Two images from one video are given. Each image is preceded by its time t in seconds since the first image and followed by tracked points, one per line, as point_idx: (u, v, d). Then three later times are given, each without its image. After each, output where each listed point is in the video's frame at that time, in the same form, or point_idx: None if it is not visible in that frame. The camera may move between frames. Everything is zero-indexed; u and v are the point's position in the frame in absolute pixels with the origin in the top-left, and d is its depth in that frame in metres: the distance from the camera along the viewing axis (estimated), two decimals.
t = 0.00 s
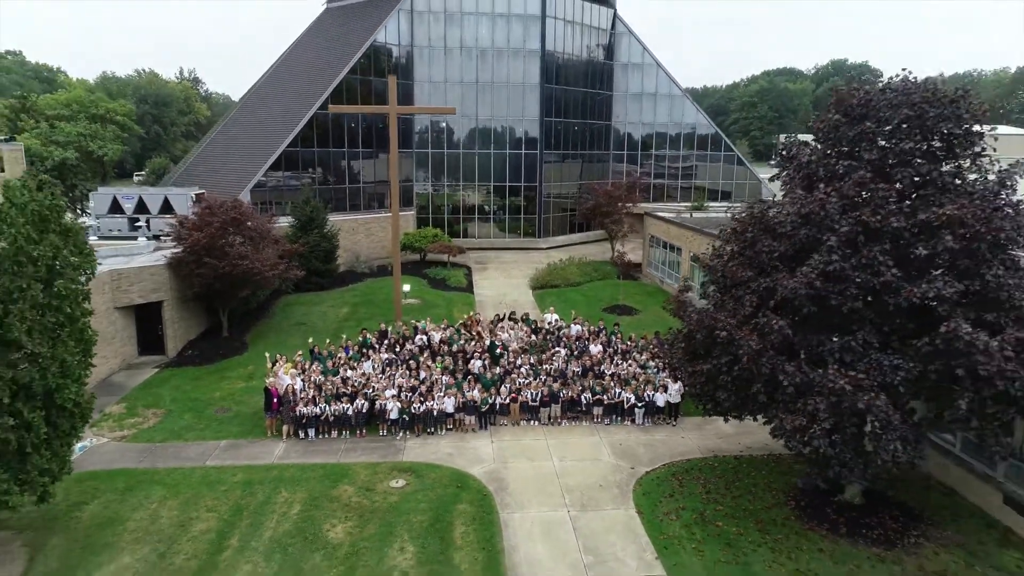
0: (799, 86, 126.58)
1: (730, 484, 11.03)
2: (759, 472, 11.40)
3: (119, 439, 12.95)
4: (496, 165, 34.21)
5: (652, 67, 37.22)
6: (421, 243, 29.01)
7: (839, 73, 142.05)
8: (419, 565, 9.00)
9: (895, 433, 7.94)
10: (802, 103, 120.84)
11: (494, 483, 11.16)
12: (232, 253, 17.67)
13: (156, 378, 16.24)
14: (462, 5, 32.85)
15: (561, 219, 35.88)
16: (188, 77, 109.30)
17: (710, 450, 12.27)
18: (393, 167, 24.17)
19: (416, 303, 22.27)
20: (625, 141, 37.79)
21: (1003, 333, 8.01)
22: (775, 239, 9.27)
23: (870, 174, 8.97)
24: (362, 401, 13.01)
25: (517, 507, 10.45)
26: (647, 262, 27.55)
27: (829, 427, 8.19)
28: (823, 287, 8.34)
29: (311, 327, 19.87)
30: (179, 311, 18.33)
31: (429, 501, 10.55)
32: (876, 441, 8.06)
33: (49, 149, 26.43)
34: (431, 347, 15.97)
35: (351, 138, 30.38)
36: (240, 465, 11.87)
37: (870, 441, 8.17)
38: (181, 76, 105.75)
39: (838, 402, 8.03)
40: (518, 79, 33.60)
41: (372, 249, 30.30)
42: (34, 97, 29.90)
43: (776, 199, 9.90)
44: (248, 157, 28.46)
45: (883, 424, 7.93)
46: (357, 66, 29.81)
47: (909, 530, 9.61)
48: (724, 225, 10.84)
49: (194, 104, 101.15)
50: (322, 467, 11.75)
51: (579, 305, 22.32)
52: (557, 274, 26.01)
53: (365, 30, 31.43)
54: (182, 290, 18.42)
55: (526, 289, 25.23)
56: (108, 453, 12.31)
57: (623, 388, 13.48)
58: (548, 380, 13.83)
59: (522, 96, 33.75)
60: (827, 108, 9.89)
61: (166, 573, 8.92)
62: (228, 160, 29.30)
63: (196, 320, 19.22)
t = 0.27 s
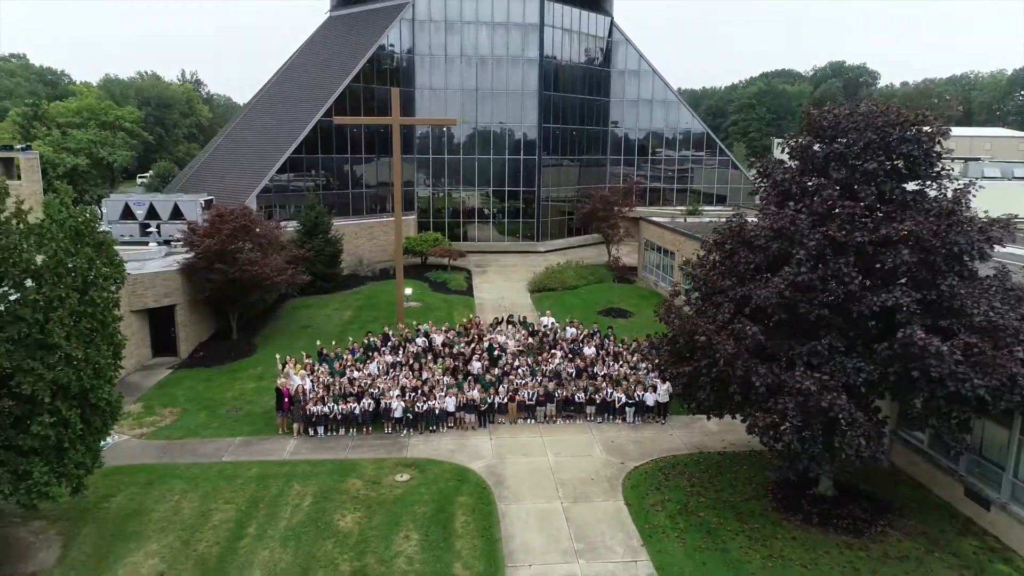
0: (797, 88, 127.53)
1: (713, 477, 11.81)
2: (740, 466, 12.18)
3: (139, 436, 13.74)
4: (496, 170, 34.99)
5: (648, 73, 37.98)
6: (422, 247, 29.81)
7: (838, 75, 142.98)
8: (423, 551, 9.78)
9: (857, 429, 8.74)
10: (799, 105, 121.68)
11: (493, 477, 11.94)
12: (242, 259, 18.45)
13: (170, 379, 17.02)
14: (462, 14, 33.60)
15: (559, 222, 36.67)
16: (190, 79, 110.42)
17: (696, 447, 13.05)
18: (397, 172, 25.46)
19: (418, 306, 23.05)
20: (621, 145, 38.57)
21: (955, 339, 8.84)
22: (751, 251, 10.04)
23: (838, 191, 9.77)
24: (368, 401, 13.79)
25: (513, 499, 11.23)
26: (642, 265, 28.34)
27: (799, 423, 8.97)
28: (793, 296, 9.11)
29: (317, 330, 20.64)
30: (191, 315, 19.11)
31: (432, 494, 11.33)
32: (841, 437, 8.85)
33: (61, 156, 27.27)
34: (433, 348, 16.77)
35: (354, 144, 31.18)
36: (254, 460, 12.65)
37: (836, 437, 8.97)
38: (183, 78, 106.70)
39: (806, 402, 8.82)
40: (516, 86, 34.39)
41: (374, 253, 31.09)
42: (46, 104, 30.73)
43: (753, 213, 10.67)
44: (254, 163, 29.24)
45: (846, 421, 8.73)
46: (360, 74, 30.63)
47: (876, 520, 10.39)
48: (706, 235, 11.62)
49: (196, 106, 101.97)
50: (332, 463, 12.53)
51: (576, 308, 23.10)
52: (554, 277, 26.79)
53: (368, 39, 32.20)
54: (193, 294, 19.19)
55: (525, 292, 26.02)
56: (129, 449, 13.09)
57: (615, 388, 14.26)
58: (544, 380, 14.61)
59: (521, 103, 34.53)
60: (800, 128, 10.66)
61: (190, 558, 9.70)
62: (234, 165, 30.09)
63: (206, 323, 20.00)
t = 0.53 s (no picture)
0: (795, 90, 128.36)
1: (699, 473, 12.53)
2: (725, 462, 12.89)
3: (155, 434, 14.45)
4: (495, 174, 35.71)
5: (645, 79, 38.73)
6: (423, 251, 30.54)
7: (835, 76, 143.84)
8: (427, 541, 10.48)
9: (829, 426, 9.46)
10: (797, 107, 122.51)
11: (492, 473, 12.66)
12: (251, 265, 19.15)
13: (182, 380, 17.72)
14: (462, 22, 34.29)
15: (557, 226, 37.40)
16: (191, 81, 111.32)
17: (684, 444, 13.77)
18: (399, 177, 26.35)
19: (419, 309, 23.78)
20: (618, 150, 39.28)
21: (919, 343, 9.57)
22: (733, 260, 10.76)
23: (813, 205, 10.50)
24: (373, 400, 14.50)
25: (511, 492, 11.94)
26: (637, 268, 29.08)
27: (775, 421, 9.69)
28: (770, 304, 9.83)
29: (322, 332, 21.35)
30: (200, 317, 19.81)
31: (435, 488, 12.04)
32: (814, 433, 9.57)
33: (71, 163, 27.97)
34: (434, 350, 17.48)
35: (357, 149, 31.87)
36: (266, 457, 13.36)
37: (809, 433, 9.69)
38: (184, 80, 107.71)
39: (781, 401, 9.53)
40: (515, 93, 35.11)
41: (376, 256, 31.82)
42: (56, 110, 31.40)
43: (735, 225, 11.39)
44: (259, 169, 29.91)
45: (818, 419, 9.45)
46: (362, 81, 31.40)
47: (851, 512, 11.11)
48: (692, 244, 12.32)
49: (198, 108, 102.76)
50: (339, 459, 13.24)
51: (573, 310, 23.83)
52: (552, 280, 27.52)
53: (369, 47, 32.90)
54: (203, 298, 19.90)
55: (523, 295, 26.76)
56: (147, 446, 13.81)
57: (608, 388, 14.96)
58: (541, 381, 15.33)
59: (520, 109, 35.27)
60: (779, 145, 11.39)
61: (209, 547, 10.40)
62: (239, 171, 30.78)
63: (215, 325, 20.70)
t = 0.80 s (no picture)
0: (793, 91, 129.20)
1: (685, 467, 13.36)
2: (710, 457, 13.71)
3: (172, 431, 15.30)
4: (495, 179, 36.55)
5: (641, 86, 39.56)
6: (424, 255, 31.40)
7: (833, 78, 144.65)
8: (430, 530, 11.32)
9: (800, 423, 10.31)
10: (795, 109, 123.49)
11: (491, 468, 13.49)
12: (260, 270, 19.99)
13: (195, 380, 18.57)
14: (463, 31, 35.12)
15: (555, 229, 38.23)
16: (193, 83, 112.17)
17: (672, 441, 14.60)
18: (402, 180, 27.18)
19: (421, 311, 24.61)
20: (615, 154, 40.10)
21: (884, 347, 10.41)
22: (714, 270, 11.60)
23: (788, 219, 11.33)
24: (379, 400, 15.32)
25: (509, 486, 12.76)
26: (632, 272, 29.90)
27: (751, 419, 10.52)
28: (747, 311, 10.67)
29: (327, 334, 22.19)
30: (211, 320, 20.66)
31: (437, 481, 12.87)
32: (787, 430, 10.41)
33: (83, 169, 28.84)
34: (436, 351, 18.31)
35: (359, 155, 32.71)
36: (278, 453, 14.20)
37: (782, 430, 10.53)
38: (186, 82, 108.52)
39: (756, 401, 10.36)
40: (514, 100, 35.95)
41: (378, 260, 32.66)
42: (68, 117, 32.21)
43: (717, 235, 12.22)
44: (264, 175, 30.74)
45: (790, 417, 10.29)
46: (364, 89, 32.25)
47: (825, 504, 11.94)
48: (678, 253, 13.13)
49: (201, 110, 103.78)
50: (347, 455, 14.07)
51: (569, 313, 24.65)
52: (550, 283, 28.35)
53: (372, 56, 33.73)
54: (214, 302, 20.73)
55: (521, 298, 27.59)
56: (165, 443, 14.64)
57: (601, 389, 15.79)
58: (537, 381, 16.16)
59: (519, 116, 36.10)
60: (758, 161, 12.22)
61: (229, 535, 11.23)
62: (244, 176, 31.60)
63: (225, 327, 21.55)
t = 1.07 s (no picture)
0: (791, 93, 130.09)
1: (672, 462, 14.23)
2: (696, 453, 14.58)
3: (189, 429, 16.17)
4: (494, 184, 37.44)
5: (638, 93, 40.43)
6: (426, 259, 32.29)
7: (831, 80, 145.56)
8: (433, 519, 12.20)
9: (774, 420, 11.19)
10: (793, 110, 124.55)
11: (490, 462, 14.37)
12: (270, 275, 20.88)
13: (208, 380, 19.44)
14: (463, 39, 35.97)
15: (553, 232, 39.11)
16: (195, 86, 113.13)
17: (661, 437, 15.48)
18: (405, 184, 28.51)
19: (423, 314, 25.49)
20: (612, 159, 40.99)
21: (852, 349, 11.29)
22: (697, 278, 12.48)
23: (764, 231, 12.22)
24: (384, 399, 16.19)
25: (507, 479, 13.64)
26: (628, 275, 30.78)
27: (730, 416, 11.41)
28: (726, 316, 11.56)
29: (333, 335, 23.07)
30: (222, 323, 21.52)
31: (440, 475, 13.75)
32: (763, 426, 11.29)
33: (95, 176, 29.73)
34: (437, 353, 19.19)
35: (362, 161, 33.58)
36: (290, 449, 15.08)
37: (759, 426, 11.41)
38: (188, 84, 109.40)
39: (734, 400, 11.25)
40: (513, 107, 36.83)
41: (381, 263, 33.52)
42: (79, 125, 33.24)
43: (701, 246, 13.09)
44: (270, 180, 31.64)
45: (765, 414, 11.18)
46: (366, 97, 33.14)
47: (801, 496, 12.81)
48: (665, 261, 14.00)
49: (203, 113, 104.79)
50: (354, 451, 14.94)
51: (566, 316, 25.52)
52: (548, 286, 29.23)
53: (374, 65, 34.60)
54: (224, 305, 21.60)
55: (520, 300, 28.47)
56: (182, 439, 15.52)
57: (595, 388, 16.66)
58: (534, 381, 17.03)
59: (517, 122, 36.98)
60: (739, 175, 13.06)
61: (247, 524, 12.11)
62: (251, 181, 32.51)
63: (235, 330, 22.42)
